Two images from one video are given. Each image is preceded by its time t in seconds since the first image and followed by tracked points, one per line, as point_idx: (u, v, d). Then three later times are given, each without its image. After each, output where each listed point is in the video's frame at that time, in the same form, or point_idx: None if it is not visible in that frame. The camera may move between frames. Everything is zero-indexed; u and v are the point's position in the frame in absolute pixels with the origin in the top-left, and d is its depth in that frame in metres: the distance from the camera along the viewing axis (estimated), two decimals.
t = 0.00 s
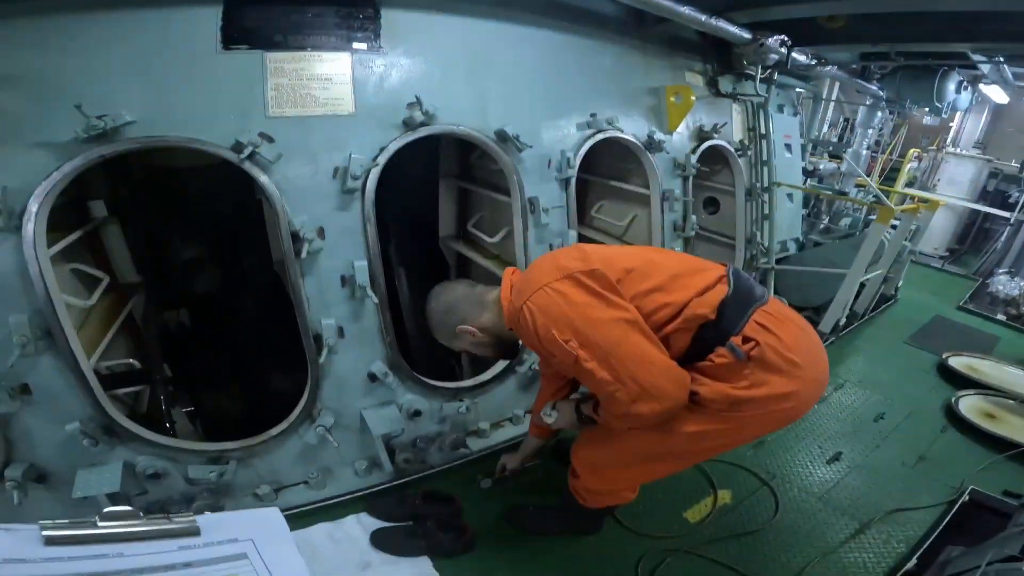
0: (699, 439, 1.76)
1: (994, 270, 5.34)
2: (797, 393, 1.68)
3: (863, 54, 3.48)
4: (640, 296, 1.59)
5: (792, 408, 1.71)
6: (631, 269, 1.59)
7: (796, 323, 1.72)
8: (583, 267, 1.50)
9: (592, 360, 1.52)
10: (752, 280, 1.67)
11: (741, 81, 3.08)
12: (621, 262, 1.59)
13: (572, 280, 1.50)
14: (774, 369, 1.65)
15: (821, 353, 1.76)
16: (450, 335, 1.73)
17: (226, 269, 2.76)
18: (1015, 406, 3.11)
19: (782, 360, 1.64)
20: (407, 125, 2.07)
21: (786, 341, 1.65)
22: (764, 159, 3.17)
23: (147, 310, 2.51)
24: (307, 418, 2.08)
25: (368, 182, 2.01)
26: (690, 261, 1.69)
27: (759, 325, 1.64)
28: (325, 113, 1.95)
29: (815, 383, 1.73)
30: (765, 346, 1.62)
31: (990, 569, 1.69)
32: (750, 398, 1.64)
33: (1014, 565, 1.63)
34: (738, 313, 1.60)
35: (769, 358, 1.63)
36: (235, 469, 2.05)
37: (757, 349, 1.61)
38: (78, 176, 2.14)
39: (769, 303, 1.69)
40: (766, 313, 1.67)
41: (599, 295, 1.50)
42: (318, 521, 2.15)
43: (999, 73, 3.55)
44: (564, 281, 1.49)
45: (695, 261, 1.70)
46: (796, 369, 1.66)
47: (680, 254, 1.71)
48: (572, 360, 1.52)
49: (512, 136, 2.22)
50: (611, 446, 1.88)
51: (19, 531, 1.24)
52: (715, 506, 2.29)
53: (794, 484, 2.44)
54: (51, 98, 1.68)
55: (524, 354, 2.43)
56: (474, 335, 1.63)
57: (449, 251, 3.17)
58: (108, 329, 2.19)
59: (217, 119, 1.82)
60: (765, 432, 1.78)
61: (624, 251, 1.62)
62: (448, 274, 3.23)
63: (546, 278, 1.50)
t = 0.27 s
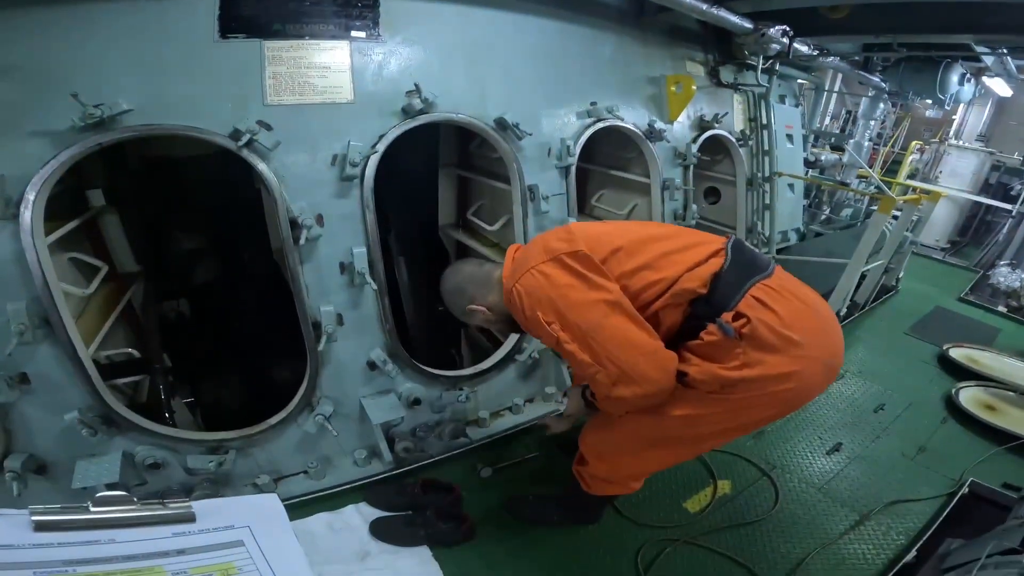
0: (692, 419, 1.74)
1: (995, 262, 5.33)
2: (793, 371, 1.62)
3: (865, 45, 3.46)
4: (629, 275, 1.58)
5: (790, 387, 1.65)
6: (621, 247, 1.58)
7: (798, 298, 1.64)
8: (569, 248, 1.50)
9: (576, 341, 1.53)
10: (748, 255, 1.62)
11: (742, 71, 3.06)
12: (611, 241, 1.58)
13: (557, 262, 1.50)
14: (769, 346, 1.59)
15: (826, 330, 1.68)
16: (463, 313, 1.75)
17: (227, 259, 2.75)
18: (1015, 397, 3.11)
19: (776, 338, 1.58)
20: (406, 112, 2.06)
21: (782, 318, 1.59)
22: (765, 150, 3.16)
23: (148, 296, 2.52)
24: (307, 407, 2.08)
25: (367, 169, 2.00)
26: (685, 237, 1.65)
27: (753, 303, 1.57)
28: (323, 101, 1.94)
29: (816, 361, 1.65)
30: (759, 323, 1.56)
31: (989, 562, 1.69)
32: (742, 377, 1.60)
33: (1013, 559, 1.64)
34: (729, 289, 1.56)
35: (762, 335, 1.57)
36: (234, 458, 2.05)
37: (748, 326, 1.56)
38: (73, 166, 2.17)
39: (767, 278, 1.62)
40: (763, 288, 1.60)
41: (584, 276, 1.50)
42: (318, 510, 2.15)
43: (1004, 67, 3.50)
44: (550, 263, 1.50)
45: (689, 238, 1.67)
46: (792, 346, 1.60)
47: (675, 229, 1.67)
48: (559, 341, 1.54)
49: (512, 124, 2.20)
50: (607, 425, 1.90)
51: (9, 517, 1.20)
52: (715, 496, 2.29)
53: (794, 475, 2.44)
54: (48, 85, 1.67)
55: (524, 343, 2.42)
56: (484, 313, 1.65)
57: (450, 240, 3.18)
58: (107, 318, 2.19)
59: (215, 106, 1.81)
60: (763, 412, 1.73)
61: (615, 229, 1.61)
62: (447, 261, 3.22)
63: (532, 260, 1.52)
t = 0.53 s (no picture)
0: (681, 420, 1.69)
1: (994, 260, 5.33)
2: (780, 373, 1.51)
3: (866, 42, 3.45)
4: (612, 276, 1.59)
5: (779, 388, 1.54)
6: (605, 249, 1.59)
7: (790, 296, 1.52)
8: (552, 252, 1.55)
9: (557, 342, 1.57)
10: (737, 252, 1.54)
11: (742, 69, 3.05)
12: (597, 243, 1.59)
13: (541, 266, 1.56)
14: (752, 347, 1.48)
15: (823, 329, 1.54)
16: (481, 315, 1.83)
17: (227, 258, 2.75)
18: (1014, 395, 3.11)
19: (758, 338, 1.48)
20: (405, 111, 2.06)
21: (767, 317, 1.47)
22: (765, 148, 3.16)
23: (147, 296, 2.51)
24: (306, 406, 2.08)
25: (366, 169, 2.00)
26: (674, 237, 1.62)
27: (735, 301, 1.47)
28: (321, 100, 1.94)
29: (808, 363, 1.53)
30: (739, 321, 1.46)
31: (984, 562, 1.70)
32: (722, 378, 1.51)
33: (1009, 557, 1.65)
34: (710, 287, 1.48)
35: (743, 335, 1.46)
36: (234, 457, 2.06)
37: (727, 325, 1.46)
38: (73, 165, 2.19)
39: (755, 275, 1.51)
40: (750, 286, 1.50)
41: (565, 279, 1.54)
42: (318, 508, 2.16)
43: (1004, 65, 3.52)
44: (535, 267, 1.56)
45: (678, 236, 1.62)
46: (779, 346, 1.48)
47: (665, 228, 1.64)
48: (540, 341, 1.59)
49: (510, 123, 2.20)
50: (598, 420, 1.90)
51: (14, 518, 1.21)
52: (713, 495, 2.30)
53: (792, 473, 2.45)
54: (47, 86, 1.67)
55: (523, 341, 2.43)
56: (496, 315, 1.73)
57: (449, 238, 3.19)
58: (107, 317, 2.19)
59: (213, 106, 1.81)
60: (753, 414, 1.63)
61: (602, 231, 1.63)
62: (446, 259, 3.23)
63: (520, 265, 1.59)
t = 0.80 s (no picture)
0: (671, 422, 1.67)
1: (993, 260, 5.33)
2: (768, 379, 1.46)
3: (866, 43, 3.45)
4: (608, 273, 1.63)
5: (767, 396, 1.49)
6: (604, 247, 1.64)
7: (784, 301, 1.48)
8: (552, 246, 1.62)
9: (550, 333, 1.62)
10: (732, 253, 1.54)
11: (742, 69, 3.04)
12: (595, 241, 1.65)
13: (541, 260, 1.63)
14: (739, 351, 1.44)
15: (819, 337, 1.49)
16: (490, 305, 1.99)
17: (226, 257, 2.75)
18: (1012, 395, 3.12)
19: (745, 342, 1.43)
20: (404, 112, 2.06)
21: (755, 320, 1.43)
22: (764, 148, 3.16)
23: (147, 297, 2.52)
24: (306, 407, 2.08)
25: (365, 169, 2.00)
26: (672, 239, 1.65)
27: (724, 302, 1.45)
28: (320, 100, 1.94)
29: (799, 371, 1.48)
30: (726, 323, 1.43)
31: (979, 563, 1.71)
32: (707, 381, 1.48)
33: (1005, 558, 1.65)
34: (701, 286, 1.48)
35: (730, 338, 1.42)
36: (234, 458, 2.06)
37: (714, 326, 1.43)
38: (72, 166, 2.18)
39: (749, 278, 1.49)
40: (742, 288, 1.47)
41: (561, 273, 1.60)
42: (318, 508, 2.16)
43: (1004, 64, 3.52)
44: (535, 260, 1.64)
45: (677, 237, 1.65)
46: (768, 351, 1.43)
47: (665, 230, 1.67)
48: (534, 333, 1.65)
49: (510, 123, 2.19)
50: (591, 418, 1.90)
51: (20, 520, 1.22)
52: (711, 495, 2.30)
53: (791, 473, 2.46)
54: (46, 87, 1.67)
55: (523, 341, 2.43)
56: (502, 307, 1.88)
57: (449, 238, 3.22)
58: (107, 318, 2.18)
59: (213, 107, 1.81)
60: (741, 421, 1.58)
61: (603, 230, 1.69)
62: (445, 259, 3.23)
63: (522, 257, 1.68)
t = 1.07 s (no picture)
0: (664, 426, 1.68)
1: (993, 260, 5.33)
2: (759, 383, 1.46)
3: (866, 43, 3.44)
4: (599, 275, 1.61)
5: (758, 399, 1.49)
6: (595, 247, 1.61)
7: (778, 304, 1.47)
8: (542, 248, 1.58)
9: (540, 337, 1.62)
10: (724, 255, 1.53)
11: (742, 69, 3.03)
12: (586, 242, 1.62)
13: (531, 261, 1.60)
14: (729, 355, 1.44)
15: (811, 341, 1.48)
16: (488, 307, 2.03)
17: (226, 255, 2.74)
18: (1011, 396, 3.12)
19: (736, 346, 1.43)
20: (403, 112, 2.05)
21: (747, 325, 1.42)
22: (764, 148, 3.15)
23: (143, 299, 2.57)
24: (305, 408, 2.08)
25: (364, 170, 1.99)
26: (665, 239, 1.62)
27: (715, 306, 1.44)
28: (319, 101, 1.93)
29: (791, 374, 1.48)
30: (717, 327, 1.42)
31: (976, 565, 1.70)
32: (697, 385, 1.48)
33: (1005, 559, 1.65)
34: (692, 289, 1.48)
35: (720, 343, 1.43)
36: (234, 459, 2.06)
37: (705, 332, 1.43)
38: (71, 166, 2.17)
39: (741, 280, 1.48)
40: (734, 291, 1.47)
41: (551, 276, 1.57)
42: (318, 510, 2.16)
43: (1004, 64, 3.51)
44: (524, 262, 1.60)
45: (670, 237, 1.62)
46: (759, 355, 1.44)
47: (658, 229, 1.64)
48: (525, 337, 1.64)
49: (509, 124, 2.19)
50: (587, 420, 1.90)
51: (16, 523, 1.20)
52: (712, 496, 2.30)
53: (790, 474, 2.46)
54: (43, 88, 1.66)
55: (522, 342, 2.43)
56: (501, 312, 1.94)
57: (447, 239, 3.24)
58: (105, 320, 2.19)
59: (211, 107, 1.81)
60: (733, 423, 1.59)
61: (595, 230, 1.65)
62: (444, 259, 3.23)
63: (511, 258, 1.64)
